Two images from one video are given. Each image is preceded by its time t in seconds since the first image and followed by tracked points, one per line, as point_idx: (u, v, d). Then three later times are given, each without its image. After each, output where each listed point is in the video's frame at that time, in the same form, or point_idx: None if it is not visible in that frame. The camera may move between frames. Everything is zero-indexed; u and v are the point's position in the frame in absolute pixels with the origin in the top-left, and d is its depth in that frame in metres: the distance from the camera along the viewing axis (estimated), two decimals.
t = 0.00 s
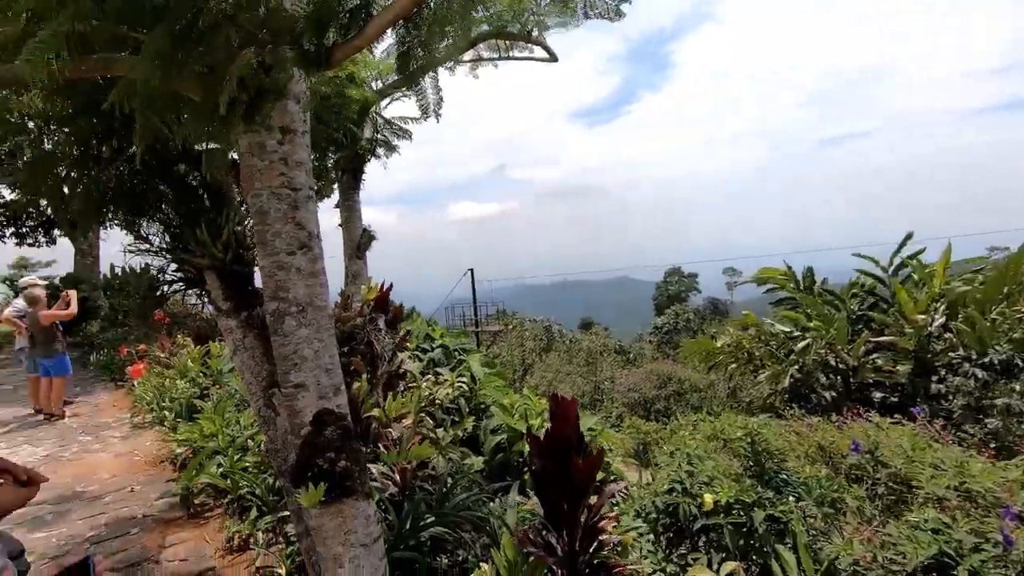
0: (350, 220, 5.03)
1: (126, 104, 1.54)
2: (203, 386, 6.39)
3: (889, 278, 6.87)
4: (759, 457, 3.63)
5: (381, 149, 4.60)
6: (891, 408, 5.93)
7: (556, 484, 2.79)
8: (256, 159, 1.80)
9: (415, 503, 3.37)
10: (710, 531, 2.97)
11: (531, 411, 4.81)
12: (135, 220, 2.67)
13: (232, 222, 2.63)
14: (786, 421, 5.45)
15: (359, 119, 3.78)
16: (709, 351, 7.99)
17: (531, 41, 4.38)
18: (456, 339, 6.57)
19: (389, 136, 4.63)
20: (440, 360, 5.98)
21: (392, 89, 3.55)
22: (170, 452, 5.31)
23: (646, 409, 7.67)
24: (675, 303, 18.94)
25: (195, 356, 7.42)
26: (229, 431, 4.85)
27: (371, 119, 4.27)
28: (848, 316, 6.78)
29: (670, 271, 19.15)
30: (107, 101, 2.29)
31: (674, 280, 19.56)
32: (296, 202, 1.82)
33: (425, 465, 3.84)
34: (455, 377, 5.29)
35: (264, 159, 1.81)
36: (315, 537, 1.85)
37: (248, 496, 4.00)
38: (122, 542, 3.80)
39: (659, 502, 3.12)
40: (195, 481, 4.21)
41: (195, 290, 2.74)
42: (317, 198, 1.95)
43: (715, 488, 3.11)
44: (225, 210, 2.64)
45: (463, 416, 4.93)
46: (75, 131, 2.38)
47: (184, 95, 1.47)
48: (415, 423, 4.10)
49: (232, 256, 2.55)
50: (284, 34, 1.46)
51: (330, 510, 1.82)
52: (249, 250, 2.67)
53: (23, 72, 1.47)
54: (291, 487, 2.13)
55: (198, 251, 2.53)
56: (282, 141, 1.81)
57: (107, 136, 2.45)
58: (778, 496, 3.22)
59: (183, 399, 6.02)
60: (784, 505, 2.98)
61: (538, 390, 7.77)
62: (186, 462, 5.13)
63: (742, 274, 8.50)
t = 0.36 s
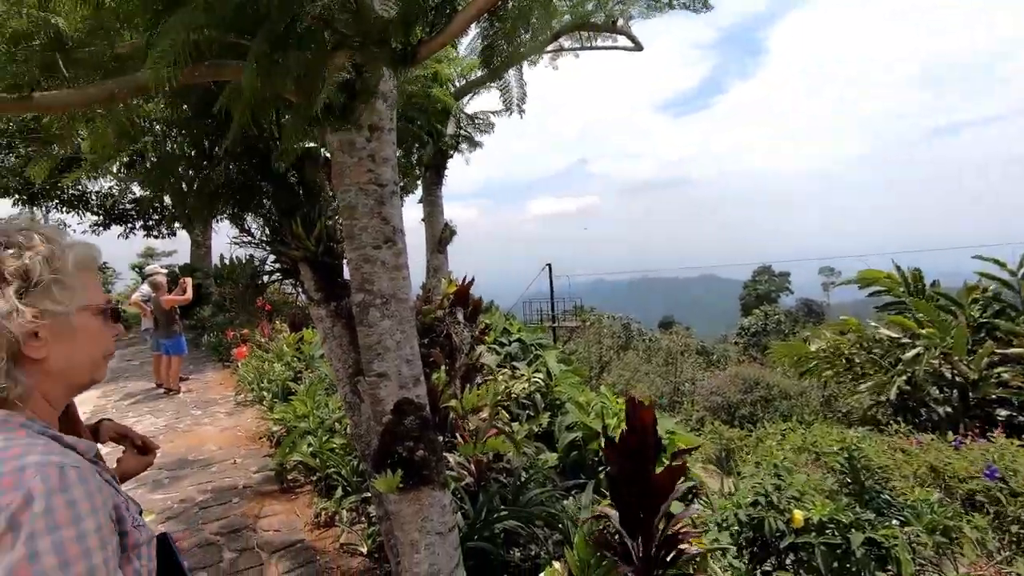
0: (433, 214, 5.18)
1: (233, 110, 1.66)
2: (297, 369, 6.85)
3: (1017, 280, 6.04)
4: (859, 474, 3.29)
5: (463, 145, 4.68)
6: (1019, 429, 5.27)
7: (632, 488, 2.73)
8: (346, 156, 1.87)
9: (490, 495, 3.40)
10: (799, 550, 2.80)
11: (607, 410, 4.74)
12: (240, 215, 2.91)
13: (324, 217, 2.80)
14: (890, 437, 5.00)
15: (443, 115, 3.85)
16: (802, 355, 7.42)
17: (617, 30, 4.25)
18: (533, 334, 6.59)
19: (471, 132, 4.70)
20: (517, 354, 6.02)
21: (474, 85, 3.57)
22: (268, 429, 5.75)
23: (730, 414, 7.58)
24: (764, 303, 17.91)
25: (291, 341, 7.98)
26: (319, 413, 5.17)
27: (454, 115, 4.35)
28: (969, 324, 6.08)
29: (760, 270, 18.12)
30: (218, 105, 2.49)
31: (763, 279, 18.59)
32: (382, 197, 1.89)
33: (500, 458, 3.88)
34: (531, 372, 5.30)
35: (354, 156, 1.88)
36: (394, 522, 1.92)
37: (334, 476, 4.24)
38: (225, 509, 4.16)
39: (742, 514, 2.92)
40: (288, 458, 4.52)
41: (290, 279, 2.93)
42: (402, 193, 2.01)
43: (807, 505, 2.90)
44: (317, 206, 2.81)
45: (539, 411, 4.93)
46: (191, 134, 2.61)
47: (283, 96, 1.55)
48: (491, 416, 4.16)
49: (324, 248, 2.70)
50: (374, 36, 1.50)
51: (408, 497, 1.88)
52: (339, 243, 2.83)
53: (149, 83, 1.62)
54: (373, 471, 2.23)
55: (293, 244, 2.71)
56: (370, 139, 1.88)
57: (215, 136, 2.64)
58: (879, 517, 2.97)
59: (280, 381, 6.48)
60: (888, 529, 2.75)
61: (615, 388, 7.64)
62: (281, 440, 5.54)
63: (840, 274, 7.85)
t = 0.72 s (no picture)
0: (511, 213, 5.24)
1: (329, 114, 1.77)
2: (378, 360, 7.17)
3: None
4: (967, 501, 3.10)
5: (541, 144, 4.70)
6: None
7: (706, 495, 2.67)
8: (430, 157, 1.93)
9: (560, 494, 3.43)
10: None
11: (684, 415, 4.60)
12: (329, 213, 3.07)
13: (407, 215, 2.91)
14: (1008, 462, 4.50)
15: (523, 115, 3.88)
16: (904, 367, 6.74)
17: (705, 21, 4.08)
18: (607, 334, 6.51)
19: (550, 130, 4.69)
20: (591, 354, 5.98)
21: (556, 83, 3.57)
22: (351, 416, 6.08)
23: (820, 427, 7.42)
24: (861, 309, 16.62)
25: (373, 333, 8.36)
26: (398, 403, 5.40)
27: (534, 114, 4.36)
28: None
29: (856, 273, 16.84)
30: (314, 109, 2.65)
31: (860, 283, 17.33)
32: (463, 197, 1.94)
33: (572, 458, 3.88)
34: (605, 373, 5.25)
35: (436, 158, 1.93)
36: (467, 514, 1.97)
37: (411, 464, 4.41)
38: (312, 489, 4.45)
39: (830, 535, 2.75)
40: (369, 444, 4.76)
41: (374, 275, 3.07)
42: (482, 193, 2.05)
43: (905, 530, 2.72)
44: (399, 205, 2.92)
45: (612, 413, 4.88)
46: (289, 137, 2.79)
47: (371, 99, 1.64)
48: (564, 414, 4.16)
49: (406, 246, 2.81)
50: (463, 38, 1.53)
51: (482, 490, 1.92)
52: (420, 240, 2.93)
53: (256, 91, 1.77)
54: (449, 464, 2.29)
55: (377, 241, 2.84)
56: (452, 140, 1.92)
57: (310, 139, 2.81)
58: (992, 551, 2.71)
59: (362, 371, 6.82)
60: (1004, 565, 2.59)
61: (692, 393, 7.40)
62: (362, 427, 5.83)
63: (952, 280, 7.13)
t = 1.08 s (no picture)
0: (573, 209, 5.19)
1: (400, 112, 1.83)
2: (439, 353, 7.34)
3: None
4: None
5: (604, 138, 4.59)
6: None
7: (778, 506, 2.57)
8: (496, 153, 1.94)
9: (619, 493, 3.39)
10: None
11: (749, 420, 4.44)
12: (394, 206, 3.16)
13: (471, 210, 2.95)
14: None
15: (588, 109, 3.83)
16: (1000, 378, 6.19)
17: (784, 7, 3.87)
18: (669, 333, 6.36)
19: (614, 124, 4.60)
20: (651, 353, 5.86)
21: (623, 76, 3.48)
22: (411, 406, 6.26)
23: (898, 439, 6.90)
24: (949, 314, 15.38)
25: (434, 326, 8.56)
26: (457, 395, 5.51)
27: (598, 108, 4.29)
28: None
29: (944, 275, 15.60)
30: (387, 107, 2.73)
31: (948, 285, 16.05)
32: (528, 192, 1.95)
33: (630, 457, 3.84)
34: (666, 372, 5.14)
35: (503, 153, 1.94)
36: (526, 507, 1.98)
37: (469, 456, 4.50)
38: (375, 474, 4.62)
39: (913, 553, 2.58)
40: (429, 434, 4.89)
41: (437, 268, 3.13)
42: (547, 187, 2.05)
43: (1000, 554, 2.53)
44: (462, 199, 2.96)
45: (673, 414, 4.77)
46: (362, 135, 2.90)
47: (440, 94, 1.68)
48: (625, 413, 4.11)
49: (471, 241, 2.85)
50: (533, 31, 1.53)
51: (541, 484, 1.92)
52: (483, 235, 2.98)
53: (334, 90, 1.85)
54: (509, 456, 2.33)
55: (442, 235, 2.90)
56: (519, 135, 1.93)
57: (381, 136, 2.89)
58: None
59: (423, 363, 7.00)
60: None
61: (757, 397, 7.12)
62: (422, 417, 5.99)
63: None
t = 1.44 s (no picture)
0: (634, 203, 5.09)
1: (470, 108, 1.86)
2: (495, 346, 7.41)
3: None
4: None
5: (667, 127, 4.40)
6: None
7: (850, 516, 2.46)
8: (561, 147, 1.93)
9: (677, 494, 3.34)
10: None
11: (818, 424, 4.23)
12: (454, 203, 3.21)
13: (532, 205, 2.96)
14: None
15: (652, 101, 3.73)
16: None
17: None
18: (731, 332, 6.16)
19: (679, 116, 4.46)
20: (712, 352, 5.69)
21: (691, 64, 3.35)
22: (468, 398, 6.36)
23: (983, 450, 6.33)
24: None
25: (491, 320, 8.64)
26: (513, 389, 5.56)
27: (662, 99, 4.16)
28: None
29: None
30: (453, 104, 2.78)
31: None
32: (592, 186, 1.93)
33: (690, 458, 3.76)
34: (728, 372, 4.98)
35: (568, 147, 1.93)
36: (587, 502, 1.98)
37: (524, 449, 4.53)
38: (433, 463, 4.74)
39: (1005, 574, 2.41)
40: (486, 426, 4.96)
41: (497, 263, 3.16)
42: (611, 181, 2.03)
43: None
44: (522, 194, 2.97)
45: (734, 415, 4.63)
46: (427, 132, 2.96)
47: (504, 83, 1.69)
48: (685, 412, 4.02)
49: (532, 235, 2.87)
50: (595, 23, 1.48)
51: (602, 481, 1.91)
52: (544, 229, 2.98)
53: (406, 87, 1.89)
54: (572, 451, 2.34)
55: (503, 229, 2.92)
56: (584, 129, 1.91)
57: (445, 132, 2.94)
58: None
59: (479, 356, 7.09)
60: None
61: (826, 401, 6.78)
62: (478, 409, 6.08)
63: None
